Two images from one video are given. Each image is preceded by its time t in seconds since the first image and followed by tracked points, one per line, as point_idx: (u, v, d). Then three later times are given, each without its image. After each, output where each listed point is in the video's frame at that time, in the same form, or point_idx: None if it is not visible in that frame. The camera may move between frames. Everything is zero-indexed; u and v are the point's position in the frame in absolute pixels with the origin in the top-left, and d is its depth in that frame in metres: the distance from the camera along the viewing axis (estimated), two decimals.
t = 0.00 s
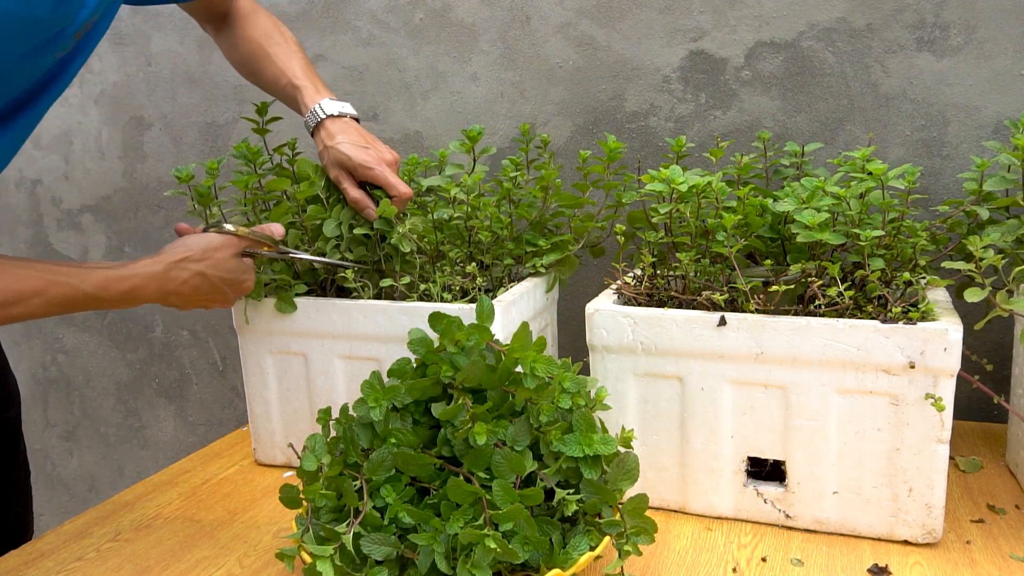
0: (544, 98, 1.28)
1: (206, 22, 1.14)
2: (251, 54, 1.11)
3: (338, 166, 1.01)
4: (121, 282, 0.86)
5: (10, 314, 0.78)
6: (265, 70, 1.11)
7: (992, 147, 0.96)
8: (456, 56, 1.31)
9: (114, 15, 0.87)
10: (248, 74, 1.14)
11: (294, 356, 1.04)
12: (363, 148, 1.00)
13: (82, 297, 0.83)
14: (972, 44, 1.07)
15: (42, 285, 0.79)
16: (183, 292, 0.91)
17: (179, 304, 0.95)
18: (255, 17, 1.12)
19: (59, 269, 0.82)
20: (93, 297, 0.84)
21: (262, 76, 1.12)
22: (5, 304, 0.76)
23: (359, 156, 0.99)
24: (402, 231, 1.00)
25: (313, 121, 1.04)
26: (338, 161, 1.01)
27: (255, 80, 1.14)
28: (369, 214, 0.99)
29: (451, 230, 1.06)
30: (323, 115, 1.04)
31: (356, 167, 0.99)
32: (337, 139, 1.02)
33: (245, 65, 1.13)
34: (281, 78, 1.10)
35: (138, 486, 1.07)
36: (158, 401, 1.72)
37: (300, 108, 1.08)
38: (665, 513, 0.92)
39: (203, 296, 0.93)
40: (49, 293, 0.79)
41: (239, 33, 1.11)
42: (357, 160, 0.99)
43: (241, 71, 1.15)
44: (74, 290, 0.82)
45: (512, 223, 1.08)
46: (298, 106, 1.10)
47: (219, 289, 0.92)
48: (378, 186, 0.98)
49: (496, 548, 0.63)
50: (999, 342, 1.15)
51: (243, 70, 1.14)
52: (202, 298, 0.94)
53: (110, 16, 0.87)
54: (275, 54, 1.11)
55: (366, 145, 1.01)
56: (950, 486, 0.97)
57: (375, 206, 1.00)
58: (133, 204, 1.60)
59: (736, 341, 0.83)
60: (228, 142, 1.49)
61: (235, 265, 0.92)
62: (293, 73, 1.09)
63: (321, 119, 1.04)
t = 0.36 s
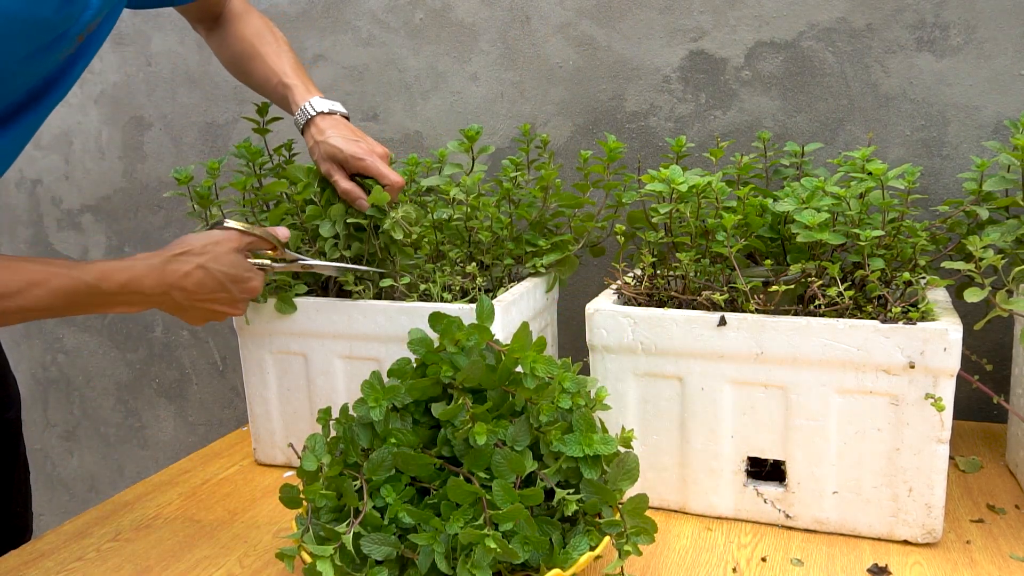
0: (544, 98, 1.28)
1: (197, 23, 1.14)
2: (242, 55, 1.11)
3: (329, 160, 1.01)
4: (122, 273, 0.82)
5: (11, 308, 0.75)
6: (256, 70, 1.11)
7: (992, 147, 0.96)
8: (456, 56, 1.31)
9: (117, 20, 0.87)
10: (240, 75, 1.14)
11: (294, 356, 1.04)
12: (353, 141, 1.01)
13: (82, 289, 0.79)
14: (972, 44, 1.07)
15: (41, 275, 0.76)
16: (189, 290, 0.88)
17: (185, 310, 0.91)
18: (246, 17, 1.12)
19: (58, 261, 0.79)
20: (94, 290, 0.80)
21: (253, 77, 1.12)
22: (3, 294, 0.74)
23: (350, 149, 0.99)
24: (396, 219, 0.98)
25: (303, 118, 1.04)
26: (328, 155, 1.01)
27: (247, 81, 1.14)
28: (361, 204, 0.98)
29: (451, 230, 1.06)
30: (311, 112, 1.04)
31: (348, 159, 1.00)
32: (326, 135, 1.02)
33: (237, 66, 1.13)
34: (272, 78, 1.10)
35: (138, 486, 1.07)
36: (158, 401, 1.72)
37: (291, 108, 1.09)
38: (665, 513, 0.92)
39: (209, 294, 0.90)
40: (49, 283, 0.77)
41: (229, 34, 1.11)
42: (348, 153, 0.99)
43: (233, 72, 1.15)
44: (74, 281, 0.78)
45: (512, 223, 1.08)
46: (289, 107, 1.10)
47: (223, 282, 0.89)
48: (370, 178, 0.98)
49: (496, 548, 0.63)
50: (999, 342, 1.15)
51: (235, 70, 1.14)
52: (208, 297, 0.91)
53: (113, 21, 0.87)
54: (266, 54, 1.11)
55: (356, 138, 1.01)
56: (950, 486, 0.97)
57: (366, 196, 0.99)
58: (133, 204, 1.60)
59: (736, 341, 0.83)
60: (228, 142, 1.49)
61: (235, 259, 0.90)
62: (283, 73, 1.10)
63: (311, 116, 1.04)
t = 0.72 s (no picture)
0: (544, 98, 1.28)
1: (194, 34, 1.15)
2: (243, 63, 1.11)
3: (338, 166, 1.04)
4: (177, 268, 0.86)
5: (77, 305, 0.78)
6: (256, 79, 1.12)
7: (992, 147, 0.96)
8: (456, 56, 1.31)
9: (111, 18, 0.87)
10: (238, 85, 1.14)
11: (294, 356, 1.04)
12: (364, 148, 1.04)
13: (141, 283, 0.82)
14: (972, 44, 1.07)
15: (102, 273, 0.80)
16: (240, 287, 0.91)
17: (239, 310, 0.94)
18: (244, 26, 1.13)
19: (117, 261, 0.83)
20: (152, 284, 0.84)
21: (253, 86, 1.13)
22: (69, 292, 0.77)
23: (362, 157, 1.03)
24: (407, 224, 1.01)
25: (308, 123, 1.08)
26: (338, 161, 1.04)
27: (246, 90, 1.15)
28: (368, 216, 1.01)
29: (451, 230, 1.06)
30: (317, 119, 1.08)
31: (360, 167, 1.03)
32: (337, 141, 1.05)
33: (235, 76, 1.13)
34: (272, 85, 1.11)
35: (138, 486, 1.07)
36: (158, 401, 1.72)
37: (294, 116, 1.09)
38: (665, 513, 0.92)
39: (259, 292, 0.92)
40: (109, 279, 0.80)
41: (228, 44, 1.12)
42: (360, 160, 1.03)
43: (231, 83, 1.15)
44: (132, 276, 0.82)
45: (512, 223, 1.08)
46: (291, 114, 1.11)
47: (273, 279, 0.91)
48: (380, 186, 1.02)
49: (496, 548, 0.63)
50: (999, 342, 1.15)
51: (232, 81, 1.14)
52: (259, 296, 0.93)
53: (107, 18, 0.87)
54: (265, 61, 1.12)
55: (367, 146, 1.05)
56: (950, 486, 0.97)
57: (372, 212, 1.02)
58: (133, 204, 1.60)
59: (736, 341, 0.83)
60: (228, 142, 1.49)
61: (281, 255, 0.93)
62: (285, 79, 1.10)
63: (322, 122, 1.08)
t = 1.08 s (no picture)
0: (544, 98, 1.28)
1: (219, 38, 1.15)
2: (264, 71, 1.11)
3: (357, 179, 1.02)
4: (166, 277, 0.85)
5: (67, 313, 0.77)
6: (278, 86, 1.11)
7: (992, 147, 0.96)
8: (456, 56, 1.31)
9: (111, 17, 0.87)
10: (259, 91, 1.14)
11: (294, 356, 1.04)
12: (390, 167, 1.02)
13: (132, 292, 0.82)
14: (972, 44, 1.07)
15: (91, 282, 0.79)
16: (232, 295, 0.90)
17: (231, 317, 0.93)
18: (267, 33, 1.13)
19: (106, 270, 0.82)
20: (143, 293, 0.83)
21: (274, 93, 1.12)
22: (59, 301, 0.76)
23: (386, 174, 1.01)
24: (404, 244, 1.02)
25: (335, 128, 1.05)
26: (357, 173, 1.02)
27: (267, 97, 1.14)
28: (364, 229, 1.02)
29: (451, 230, 1.07)
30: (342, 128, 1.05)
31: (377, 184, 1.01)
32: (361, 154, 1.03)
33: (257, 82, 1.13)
34: (293, 93, 1.10)
35: (138, 486, 1.07)
36: (158, 400, 1.72)
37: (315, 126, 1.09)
38: (665, 513, 0.92)
39: (251, 299, 0.92)
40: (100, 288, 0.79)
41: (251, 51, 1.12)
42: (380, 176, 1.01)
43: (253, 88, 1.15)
44: (122, 285, 0.81)
45: (512, 223, 1.08)
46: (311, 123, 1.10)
47: (265, 287, 0.91)
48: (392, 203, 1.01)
49: (496, 548, 0.63)
50: (999, 341, 1.15)
51: (254, 87, 1.14)
52: (251, 303, 0.92)
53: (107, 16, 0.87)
54: (287, 69, 1.11)
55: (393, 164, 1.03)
56: (950, 486, 0.97)
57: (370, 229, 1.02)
58: (133, 204, 1.60)
59: (736, 341, 0.83)
60: (228, 142, 1.49)
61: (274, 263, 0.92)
62: (305, 88, 1.10)
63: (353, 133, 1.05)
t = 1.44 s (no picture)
0: (545, 98, 1.28)
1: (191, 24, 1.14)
2: (234, 55, 1.11)
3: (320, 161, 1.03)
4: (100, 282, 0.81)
5: None
6: (245, 70, 1.11)
7: (992, 147, 0.96)
8: (456, 56, 1.31)
9: (116, 18, 0.87)
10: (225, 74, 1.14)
11: (294, 356, 1.04)
12: (353, 147, 1.03)
13: (59, 297, 0.77)
14: (972, 44, 1.07)
15: (17, 284, 0.74)
16: (166, 302, 0.87)
17: (162, 323, 0.89)
18: (240, 19, 1.12)
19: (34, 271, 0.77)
20: (71, 298, 0.78)
21: (240, 76, 1.12)
22: None
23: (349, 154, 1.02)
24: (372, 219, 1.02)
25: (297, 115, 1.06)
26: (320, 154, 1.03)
27: (235, 81, 1.14)
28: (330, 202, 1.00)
29: (451, 230, 1.07)
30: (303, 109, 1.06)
31: (342, 166, 1.02)
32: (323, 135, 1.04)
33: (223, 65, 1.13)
34: (261, 78, 1.10)
35: (138, 486, 1.07)
36: (158, 400, 1.72)
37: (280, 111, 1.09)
38: (665, 513, 0.92)
39: (186, 307, 0.89)
40: (22, 291, 0.74)
41: (219, 34, 1.11)
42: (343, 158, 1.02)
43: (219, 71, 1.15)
44: (49, 289, 0.76)
45: (512, 223, 1.08)
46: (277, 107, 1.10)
47: (202, 296, 0.88)
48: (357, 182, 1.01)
49: (496, 548, 0.63)
50: (999, 341, 1.15)
51: (221, 70, 1.14)
52: (186, 310, 0.89)
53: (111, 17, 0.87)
54: (254, 54, 1.11)
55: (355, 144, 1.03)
56: (950, 486, 0.97)
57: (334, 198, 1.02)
58: (133, 204, 1.60)
59: (736, 341, 0.83)
60: (228, 142, 1.49)
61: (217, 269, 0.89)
62: (272, 73, 1.09)
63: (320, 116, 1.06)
